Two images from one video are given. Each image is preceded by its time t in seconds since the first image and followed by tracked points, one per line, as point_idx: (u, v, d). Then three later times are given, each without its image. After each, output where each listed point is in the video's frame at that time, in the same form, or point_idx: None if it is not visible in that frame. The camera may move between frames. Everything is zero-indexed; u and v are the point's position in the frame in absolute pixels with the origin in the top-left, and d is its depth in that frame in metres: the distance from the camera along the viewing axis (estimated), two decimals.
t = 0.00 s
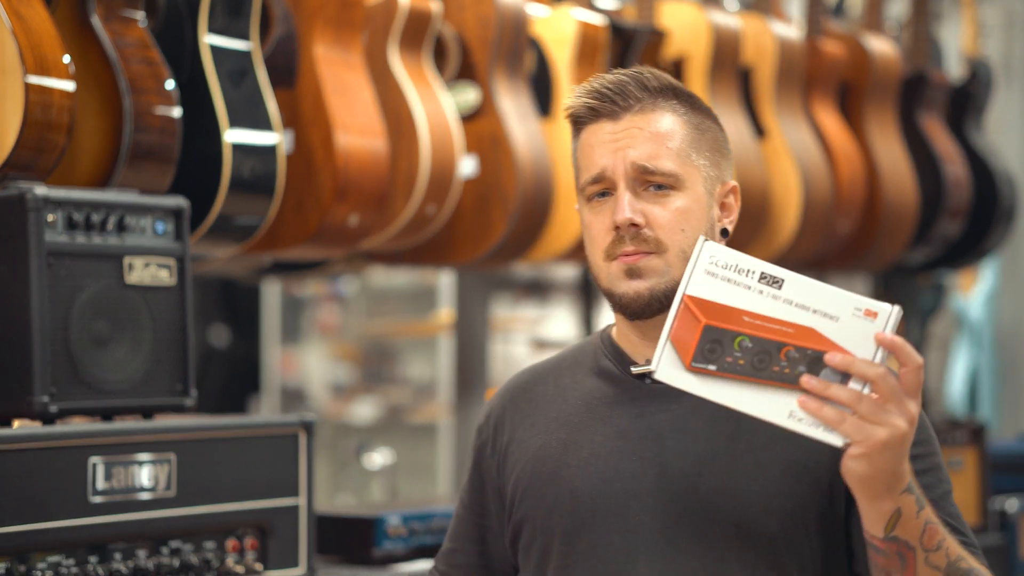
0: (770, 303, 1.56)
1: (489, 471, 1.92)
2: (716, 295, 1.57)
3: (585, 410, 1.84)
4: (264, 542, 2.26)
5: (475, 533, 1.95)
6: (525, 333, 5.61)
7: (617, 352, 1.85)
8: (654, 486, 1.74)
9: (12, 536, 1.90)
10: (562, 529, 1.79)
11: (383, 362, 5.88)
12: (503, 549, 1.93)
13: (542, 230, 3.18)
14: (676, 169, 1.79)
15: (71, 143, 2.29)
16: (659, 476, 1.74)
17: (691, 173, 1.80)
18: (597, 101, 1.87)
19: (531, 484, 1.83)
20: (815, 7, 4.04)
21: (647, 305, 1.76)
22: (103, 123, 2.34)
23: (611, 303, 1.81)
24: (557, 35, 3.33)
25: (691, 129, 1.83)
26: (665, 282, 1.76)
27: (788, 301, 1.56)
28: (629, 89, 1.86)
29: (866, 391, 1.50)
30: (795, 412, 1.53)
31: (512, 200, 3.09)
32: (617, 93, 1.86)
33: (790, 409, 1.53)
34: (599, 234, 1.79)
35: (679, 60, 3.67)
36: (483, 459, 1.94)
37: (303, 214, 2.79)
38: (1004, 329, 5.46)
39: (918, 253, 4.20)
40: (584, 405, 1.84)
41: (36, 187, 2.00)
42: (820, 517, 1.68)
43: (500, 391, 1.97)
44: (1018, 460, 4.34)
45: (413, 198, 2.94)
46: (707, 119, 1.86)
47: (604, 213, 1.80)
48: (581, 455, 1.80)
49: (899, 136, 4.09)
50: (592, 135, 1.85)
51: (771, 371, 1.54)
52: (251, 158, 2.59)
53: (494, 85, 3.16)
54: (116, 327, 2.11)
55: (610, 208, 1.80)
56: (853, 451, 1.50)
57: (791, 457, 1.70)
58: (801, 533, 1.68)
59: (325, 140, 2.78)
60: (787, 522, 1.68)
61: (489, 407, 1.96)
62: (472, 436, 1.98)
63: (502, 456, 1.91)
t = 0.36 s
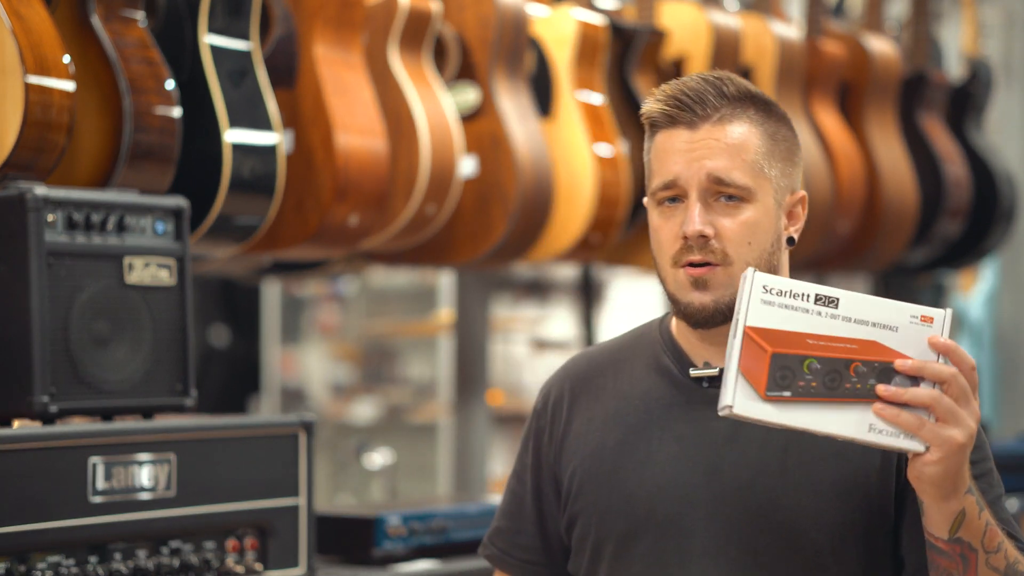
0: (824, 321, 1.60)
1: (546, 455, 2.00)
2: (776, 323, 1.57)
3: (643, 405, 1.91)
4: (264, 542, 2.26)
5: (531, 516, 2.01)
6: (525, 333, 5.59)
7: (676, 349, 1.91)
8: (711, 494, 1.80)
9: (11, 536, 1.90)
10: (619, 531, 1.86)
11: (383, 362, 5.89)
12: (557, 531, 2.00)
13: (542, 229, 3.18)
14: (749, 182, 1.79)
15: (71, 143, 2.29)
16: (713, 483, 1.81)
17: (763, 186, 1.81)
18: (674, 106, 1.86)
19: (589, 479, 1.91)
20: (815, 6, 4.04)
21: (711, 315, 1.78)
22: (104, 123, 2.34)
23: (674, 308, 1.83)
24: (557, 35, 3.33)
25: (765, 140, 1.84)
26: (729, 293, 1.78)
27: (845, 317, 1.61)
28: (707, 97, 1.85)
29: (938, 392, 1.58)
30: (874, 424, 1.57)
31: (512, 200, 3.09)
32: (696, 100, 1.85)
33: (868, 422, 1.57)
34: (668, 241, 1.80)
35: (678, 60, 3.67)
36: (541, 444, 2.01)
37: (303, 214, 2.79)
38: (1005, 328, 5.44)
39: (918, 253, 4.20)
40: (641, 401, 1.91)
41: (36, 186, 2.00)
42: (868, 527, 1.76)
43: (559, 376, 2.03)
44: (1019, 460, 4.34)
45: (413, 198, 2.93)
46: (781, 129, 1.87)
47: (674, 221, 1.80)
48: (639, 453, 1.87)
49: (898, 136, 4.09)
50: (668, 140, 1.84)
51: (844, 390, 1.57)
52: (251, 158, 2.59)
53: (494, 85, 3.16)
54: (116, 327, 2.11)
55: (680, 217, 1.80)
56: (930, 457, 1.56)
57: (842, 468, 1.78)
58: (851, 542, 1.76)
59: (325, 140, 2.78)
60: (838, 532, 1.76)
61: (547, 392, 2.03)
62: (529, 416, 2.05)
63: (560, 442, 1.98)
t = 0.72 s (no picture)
0: (809, 263, 1.65)
1: (526, 451, 2.01)
2: (760, 261, 1.65)
3: (619, 399, 1.93)
4: (264, 542, 2.26)
5: (510, 512, 2.03)
6: (525, 333, 5.60)
7: (653, 344, 1.94)
8: (684, 478, 1.83)
9: (11, 536, 1.90)
10: (595, 519, 1.88)
11: (383, 362, 5.89)
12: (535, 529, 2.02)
13: (542, 230, 3.18)
14: (717, 173, 1.85)
15: (71, 143, 2.29)
16: (687, 468, 1.83)
17: (731, 177, 1.87)
18: (645, 103, 1.93)
19: (567, 471, 1.92)
20: (815, 7, 4.04)
21: (683, 300, 1.84)
22: (104, 123, 2.34)
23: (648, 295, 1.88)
24: (557, 35, 3.33)
25: (733, 133, 1.90)
26: (702, 280, 1.83)
27: (827, 261, 1.65)
28: (676, 94, 1.92)
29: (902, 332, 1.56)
30: (834, 356, 1.58)
31: (512, 200, 3.09)
32: (665, 97, 1.92)
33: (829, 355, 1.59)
34: (640, 232, 1.86)
35: (678, 60, 3.67)
36: (522, 440, 2.03)
37: (303, 214, 2.80)
38: (1005, 329, 5.46)
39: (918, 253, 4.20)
40: (618, 395, 1.94)
41: (36, 187, 2.01)
42: (839, 511, 1.78)
43: (538, 376, 2.06)
44: (1019, 460, 4.35)
45: (413, 198, 2.94)
46: (749, 124, 1.94)
47: (646, 212, 1.86)
48: (614, 445, 1.90)
49: (898, 136, 4.09)
50: (639, 137, 1.91)
51: (812, 323, 1.60)
52: (251, 158, 2.59)
53: (494, 84, 3.16)
54: (116, 327, 2.11)
55: (651, 209, 1.86)
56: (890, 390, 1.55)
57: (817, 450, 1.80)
58: (824, 526, 1.78)
59: (325, 140, 2.78)
60: (810, 522, 1.78)
61: (527, 390, 2.05)
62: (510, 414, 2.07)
63: (538, 438, 2.00)
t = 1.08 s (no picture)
0: (686, 306, 1.60)
1: (430, 475, 1.91)
2: (640, 305, 1.59)
3: (520, 414, 1.85)
4: (264, 542, 2.25)
5: (421, 534, 1.92)
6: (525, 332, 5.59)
7: (549, 358, 1.87)
8: (588, 489, 1.76)
9: (10, 536, 1.90)
10: (501, 535, 1.79)
11: (383, 362, 5.87)
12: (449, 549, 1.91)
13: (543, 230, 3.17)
14: (609, 180, 1.79)
15: (71, 143, 2.29)
16: (588, 478, 1.77)
17: (623, 184, 1.80)
18: (535, 112, 1.85)
19: (472, 491, 1.83)
20: (815, 6, 4.03)
21: (579, 310, 1.77)
22: (103, 123, 2.34)
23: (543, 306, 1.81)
24: (557, 35, 3.34)
25: (624, 140, 1.84)
26: (598, 288, 1.76)
27: (704, 304, 1.61)
28: (567, 102, 1.85)
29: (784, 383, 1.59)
30: (717, 408, 1.61)
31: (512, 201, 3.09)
32: (556, 105, 1.85)
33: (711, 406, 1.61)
34: (533, 242, 1.79)
35: (678, 60, 3.66)
36: (423, 464, 1.92)
37: (303, 213, 2.79)
38: (1005, 330, 5.46)
39: (919, 253, 4.20)
40: (519, 410, 1.85)
41: (36, 186, 2.00)
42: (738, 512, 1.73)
43: (437, 397, 1.96)
44: (1019, 460, 4.34)
45: (413, 198, 2.93)
46: (639, 131, 1.87)
47: (539, 223, 1.79)
48: (518, 460, 1.81)
49: (898, 136, 4.09)
50: (531, 146, 1.84)
51: (694, 372, 1.60)
52: (251, 158, 2.59)
53: (494, 84, 3.16)
54: (116, 326, 2.10)
55: (545, 218, 1.79)
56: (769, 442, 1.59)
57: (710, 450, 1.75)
58: (722, 527, 1.73)
59: (325, 140, 2.78)
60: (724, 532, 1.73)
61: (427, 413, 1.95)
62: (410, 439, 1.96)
63: (442, 459, 1.90)
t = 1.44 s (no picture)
0: (657, 299, 1.53)
1: (391, 481, 1.83)
2: (613, 298, 1.51)
3: (479, 415, 1.77)
4: (264, 542, 2.26)
5: (382, 541, 1.85)
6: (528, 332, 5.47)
7: (506, 358, 1.79)
8: (555, 485, 1.68)
9: (12, 536, 1.90)
10: (469, 536, 1.71)
11: (383, 363, 5.91)
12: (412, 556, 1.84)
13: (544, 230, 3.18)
14: (562, 184, 1.72)
15: (71, 143, 2.29)
16: (554, 473, 1.69)
17: (575, 188, 1.73)
18: (483, 119, 1.78)
19: (435, 495, 1.75)
20: (815, 7, 4.04)
21: (537, 314, 1.70)
22: (102, 123, 2.35)
23: (500, 311, 1.75)
24: (557, 35, 3.34)
25: (572, 144, 1.77)
26: (557, 293, 1.70)
27: (676, 297, 1.53)
28: (514, 108, 1.77)
29: (758, 371, 1.50)
30: (693, 400, 1.51)
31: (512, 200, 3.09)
32: (503, 112, 1.77)
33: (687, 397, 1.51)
34: (487, 249, 1.72)
35: (678, 60, 3.68)
36: (384, 471, 1.85)
37: (303, 214, 2.80)
38: (1004, 330, 5.45)
39: (918, 253, 4.20)
40: (477, 411, 1.77)
41: (37, 187, 2.01)
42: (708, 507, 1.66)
43: (395, 403, 1.88)
44: (1017, 460, 4.35)
45: (413, 198, 2.94)
46: (586, 133, 1.80)
47: (494, 229, 1.72)
48: (480, 461, 1.73)
49: (898, 136, 4.10)
50: (479, 154, 1.76)
51: (668, 365, 1.51)
52: (251, 158, 2.59)
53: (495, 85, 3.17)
54: (116, 326, 2.11)
55: (500, 224, 1.72)
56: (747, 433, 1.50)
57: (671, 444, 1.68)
58: (689, 524, 1.65)
59: (325, 140, 2.79)
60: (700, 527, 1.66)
61: (385, 419, 1.87)
62: (367, 449, 1.89)
63: (404, 464, 1.82)
